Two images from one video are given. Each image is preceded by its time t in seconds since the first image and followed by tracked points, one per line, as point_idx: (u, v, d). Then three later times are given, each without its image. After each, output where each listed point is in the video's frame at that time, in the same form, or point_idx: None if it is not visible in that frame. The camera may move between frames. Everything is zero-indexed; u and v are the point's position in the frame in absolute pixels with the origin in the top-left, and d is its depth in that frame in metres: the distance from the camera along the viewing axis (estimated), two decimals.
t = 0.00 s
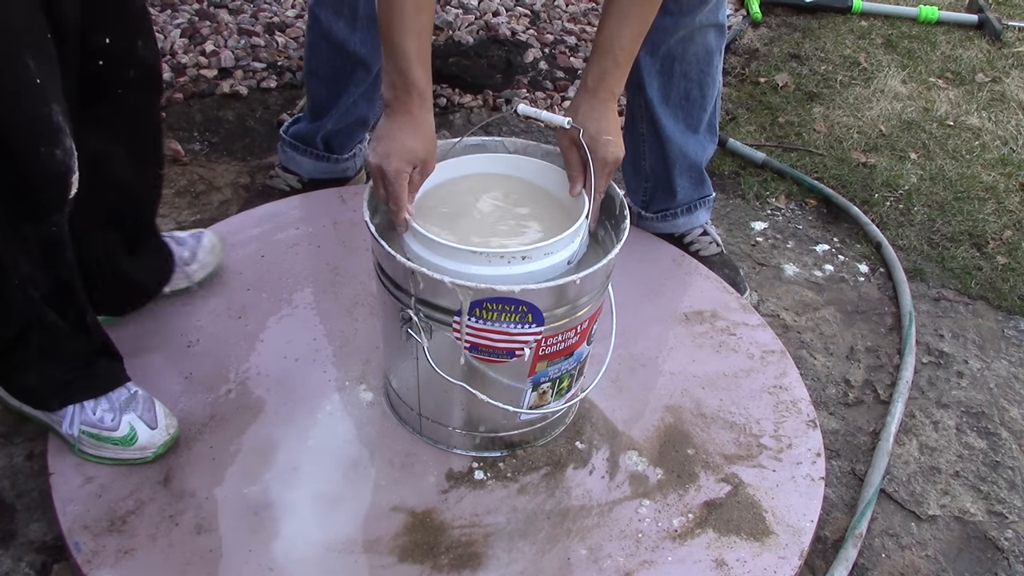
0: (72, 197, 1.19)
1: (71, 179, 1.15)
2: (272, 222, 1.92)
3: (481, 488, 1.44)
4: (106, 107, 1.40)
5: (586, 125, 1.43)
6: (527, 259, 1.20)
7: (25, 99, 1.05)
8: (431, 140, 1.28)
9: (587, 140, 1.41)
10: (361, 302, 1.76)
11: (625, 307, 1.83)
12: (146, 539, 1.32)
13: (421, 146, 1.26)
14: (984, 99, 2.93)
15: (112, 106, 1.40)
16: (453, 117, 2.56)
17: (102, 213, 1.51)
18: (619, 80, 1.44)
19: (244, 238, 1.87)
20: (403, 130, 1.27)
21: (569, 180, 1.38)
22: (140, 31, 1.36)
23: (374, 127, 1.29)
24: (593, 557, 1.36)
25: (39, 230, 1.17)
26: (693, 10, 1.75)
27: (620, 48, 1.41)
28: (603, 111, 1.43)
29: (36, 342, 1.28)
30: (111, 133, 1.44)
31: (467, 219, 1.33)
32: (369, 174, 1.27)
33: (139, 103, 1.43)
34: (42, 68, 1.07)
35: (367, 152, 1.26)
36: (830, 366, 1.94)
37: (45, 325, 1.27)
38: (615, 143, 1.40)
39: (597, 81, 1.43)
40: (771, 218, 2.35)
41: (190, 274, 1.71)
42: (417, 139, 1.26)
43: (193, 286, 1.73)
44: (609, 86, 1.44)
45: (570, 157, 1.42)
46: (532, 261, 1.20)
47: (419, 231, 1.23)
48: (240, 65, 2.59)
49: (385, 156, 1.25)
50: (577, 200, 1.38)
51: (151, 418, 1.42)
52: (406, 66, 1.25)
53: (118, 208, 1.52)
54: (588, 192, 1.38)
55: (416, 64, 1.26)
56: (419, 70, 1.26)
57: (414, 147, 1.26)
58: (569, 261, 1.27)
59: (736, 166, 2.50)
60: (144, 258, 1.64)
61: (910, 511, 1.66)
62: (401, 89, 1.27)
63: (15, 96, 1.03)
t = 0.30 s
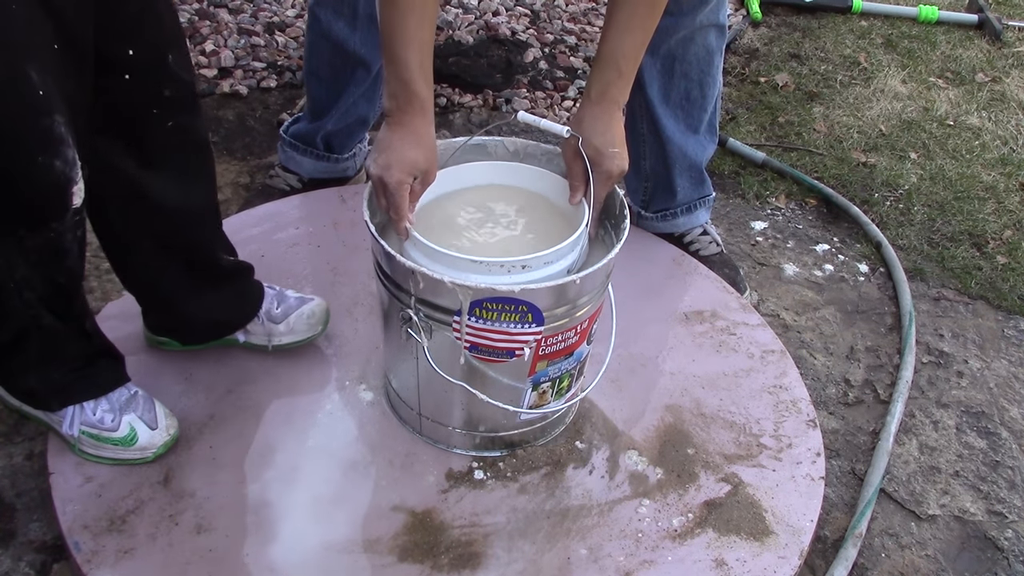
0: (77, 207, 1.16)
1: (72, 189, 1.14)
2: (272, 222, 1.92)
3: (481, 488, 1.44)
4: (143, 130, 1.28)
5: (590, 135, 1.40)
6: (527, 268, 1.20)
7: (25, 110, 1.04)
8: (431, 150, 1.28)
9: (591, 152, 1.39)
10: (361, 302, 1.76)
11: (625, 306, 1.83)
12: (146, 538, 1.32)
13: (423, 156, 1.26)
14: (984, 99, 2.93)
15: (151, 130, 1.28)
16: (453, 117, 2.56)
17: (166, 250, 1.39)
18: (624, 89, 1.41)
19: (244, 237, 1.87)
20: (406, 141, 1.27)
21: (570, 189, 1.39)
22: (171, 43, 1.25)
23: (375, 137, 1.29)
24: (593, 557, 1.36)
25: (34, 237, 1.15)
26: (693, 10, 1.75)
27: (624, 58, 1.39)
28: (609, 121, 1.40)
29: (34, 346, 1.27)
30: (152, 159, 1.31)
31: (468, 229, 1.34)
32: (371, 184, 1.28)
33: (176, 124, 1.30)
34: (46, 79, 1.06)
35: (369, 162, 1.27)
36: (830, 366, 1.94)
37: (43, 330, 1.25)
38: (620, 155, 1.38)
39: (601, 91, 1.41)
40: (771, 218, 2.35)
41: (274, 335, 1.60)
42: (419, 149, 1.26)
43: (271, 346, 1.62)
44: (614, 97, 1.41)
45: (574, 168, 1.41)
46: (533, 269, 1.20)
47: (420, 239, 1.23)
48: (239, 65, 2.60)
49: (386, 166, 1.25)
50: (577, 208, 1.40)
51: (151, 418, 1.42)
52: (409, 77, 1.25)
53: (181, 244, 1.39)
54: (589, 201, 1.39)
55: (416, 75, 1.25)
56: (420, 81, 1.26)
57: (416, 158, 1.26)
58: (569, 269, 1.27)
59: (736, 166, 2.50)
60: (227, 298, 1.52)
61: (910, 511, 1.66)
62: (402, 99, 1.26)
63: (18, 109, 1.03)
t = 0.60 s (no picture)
0: (80, 209, 1.16)
1: (75, 192, 1.14)
2: (272, 222, 1.92)
3: (481, 488, 1.44)
4: (141, 140, 1.28)
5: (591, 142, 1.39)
6: (527, 271, 1.20)
7: (26, 112, 1.04)
8: (430, 154, 1.29)
9: (592, 159, 1.38)
10: (361, 302, 1.76)
11: (625, 307, 1.83)
12: (146, 538, 1.32)
13: (422, 162, 1.27)
14: (984, 99, 2.93)
15: (150, 140, 1.28)
16: (453, 117, 2.56)
17: (152, 264, 1.39)
18: (621, 94, 1.41)
19: (244, 238, 1.87)
20: (405, 146, 1.27)
21: (570, 194, 1.40)
22: (175, 54, 1.25)
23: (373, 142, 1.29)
24: (593, 557, 1.36)
25: (33, 238, 1.14)
26: (693, 10, 1.74)
27: (622, 63, 1.38)
28: (609, 127, 1.40)
29: (33, 347, 1.27)
30: (147, 170, 1.30)
31: (468, 233, 1.34)
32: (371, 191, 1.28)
33: (178, 136, 1.30)
34: (49, 82, 1.06)
35: (368, 169, 1.27)
36: (830, 366, 1.94)
37: (42, 331, 1.25)
38: (620, 162, 1.38)
39: (600, 97, 1.40)
40: (771, 218, 2.35)
41: (238, 360, 1.55)
42: (418, 154, 1.26)
43: (235, 372, 1.56)
44: (613, 102, 1.40)
45: (574, 174, 1.41)
46: (532, 272, 1.21)
47: (420, 243, 1.23)
48: (239, 65, 2.60)
49: (385, 171, 1.25)
50: (577, 212, 1.40)
51: (151, 418, 1.42)
52: (406, 82, 1.25)
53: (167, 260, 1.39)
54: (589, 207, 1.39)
55: (415, 81, 1.25)
56: (418, 86, 1.26)
57: (414, 164, 1.26)
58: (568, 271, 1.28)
59: (736, 166, 2.50)
60: (205, 323, 1.50)
61: (910, 511, 1.66)
62: (400, 105, 1.26)
63: (19, 110, 1.04)
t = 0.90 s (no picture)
0: (77, 210, 1.17)
1: (72, 193, 1.15)
2: (272, 222, 1.92)
3: (481, 488, 1.44)
4: (132, 136, 1.30)
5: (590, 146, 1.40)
6: (528, 276, 1.20)
7: (27, 112, 1.05)
8: (431, 160, 1.29)
9: (592, 163, 1.39)
10: (361, 302, 1.76)
11: (625, 307, 1.83)
12: (146, 539, 1.32)
13: (423, 168, 1.27)
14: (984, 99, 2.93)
15: (137, 135, 1.30)
16: (453, 117, 2.56)
17: (131, 253, 1.41)
18: (621, 96, 1.41)
19: (244, 238, 1.87)
20: (406, 153, 1.26)
21: (570, 197, 1.40)
22: (163, 51, 1.27)
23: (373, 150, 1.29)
24: (593, 557, 1.36)
25: (31, 238, 1.15)
26: (693, 10, 1.74)
27: (621, 67, 1.38)
28: (609, 131, 1.40)
29: (31, 347, 1.27)
30: (137, 166, 1.33)
31: (469, 237, 1.35)
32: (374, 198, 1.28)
33: (164, 130, 1.33)
34: (49, 82, 1.07)
35: (370, 177, 1.27)
36: (830, 366, 1.94)
37: (38, 330, 1.25)
38: (620, 166, 1.38)
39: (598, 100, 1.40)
40: (771, 218, 2.35)
41: (212, 334, 1.59)
42: (420, 161, 1.26)
43: (209, 344, 1.61)
44: (614, 106, 1.41)
45: (575, 178, 1.42)
46: (534, 277, 1.21)
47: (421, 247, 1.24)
48: (240, 65, 2.60)
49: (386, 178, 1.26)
50: (577, 215, 1.41)
51: (150, 418, 1.42)
52: (408, 89, 1.25)
53: (146, 249, 1.42)
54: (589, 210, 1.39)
55: (416, 88, 1.25)
56: (419, 94, 1.26)
57: (416, 171, 1.26)
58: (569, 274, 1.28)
59: (736, 166, 2.50)
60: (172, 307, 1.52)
61: (910, 511, 1.66)
62: (400, 112, 1.26)
63: (21, 111, 1.04)
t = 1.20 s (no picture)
0: (85, 206, 1.19)
1: (80, 188, 1.16)
2: (272, 222, 1.92)
3: (481, 488, 1.44)
4: (117, 121, 1.36)
5: (594, 147, 1.41)
6: (528, 277, 1.20)
7: (41, 108, 1.06)
8: (432, 161, 1.29)
9: (596, 163, 1.40)
10: (361, 302, 1.76)
11: (625, 306, 1.83)
12: (146, 538, 1.32)
13: (426, 169, 1.27)
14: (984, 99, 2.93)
15: (120, 119, 1.36)
16: (453, 117, 2.56)
17: (110, 233, 1.46)
18: (627, 98, 1.41)
19: (244, 237, 1.88)
20: (408, 154, 1.27)
21: (571, 197, 1.39)
22: (150, 39, 1.34)
23: (373, 152, 1.29)
24: (593, 557, 1.36)
25: (39, 235, 1.16)
26: (694, 10, 1.74)
27: (627, 67, 1.39)
28: (615, 131, 1.40)
29: (31, 348, 1.27)
30: (117, 148, 1.37)
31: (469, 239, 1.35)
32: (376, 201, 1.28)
33: (146, 115, 1.39)
34: (61, 77, 1.08)
35: (372, 180, 1.27)
36: (830, 366, 1.94)
37: (40, 331, 1.26)
38: (624, 167, 1.39)
39: (603, 99, 1.41)
40: (771, 218, 2.35)
41: (187, 303, 1.65)
42: (421, 162, 1.27)
43: (184, 314, 1.66)
44: (619, 105, 1.41)
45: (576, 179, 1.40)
46: (532, 279, 1.21)
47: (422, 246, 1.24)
48: (239, 65, 2.60)
49: (387, 178, 1.26)
50: (577, 216, 1.40)
51: (150, 417, 1.42)
52: (411, 87, 1.26)
53: (128, 231, 1.47)
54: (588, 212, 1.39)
55: (416, 87, 1.26)
56: (419, 93, 1.27)
57: (418, 172, 1.26)
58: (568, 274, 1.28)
59: (736, 166, 2.50)
60: (152, 283, 1.56)
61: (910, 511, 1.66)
62: (400, 112, 1.27)
63: (34, 107, 1.05)
